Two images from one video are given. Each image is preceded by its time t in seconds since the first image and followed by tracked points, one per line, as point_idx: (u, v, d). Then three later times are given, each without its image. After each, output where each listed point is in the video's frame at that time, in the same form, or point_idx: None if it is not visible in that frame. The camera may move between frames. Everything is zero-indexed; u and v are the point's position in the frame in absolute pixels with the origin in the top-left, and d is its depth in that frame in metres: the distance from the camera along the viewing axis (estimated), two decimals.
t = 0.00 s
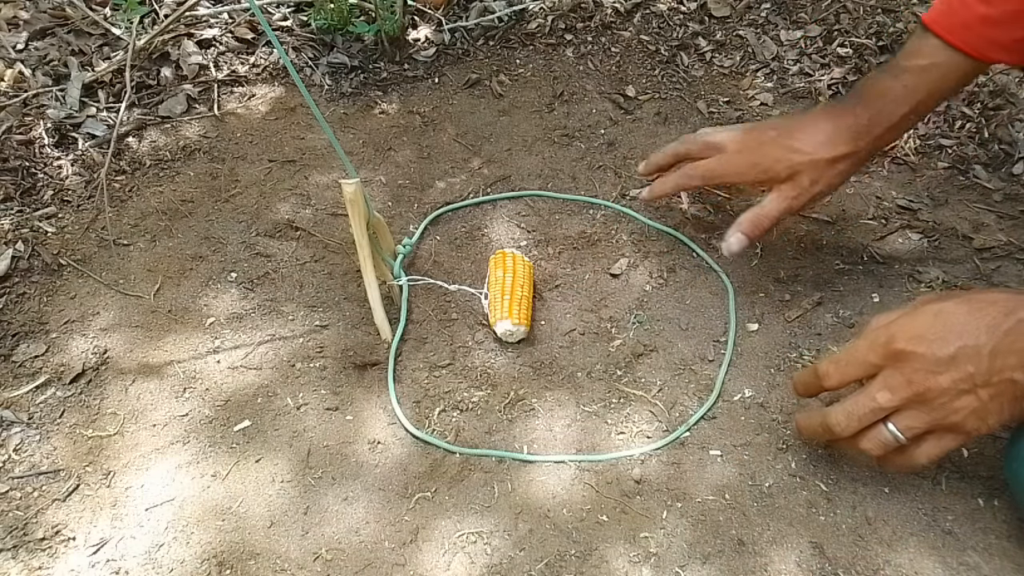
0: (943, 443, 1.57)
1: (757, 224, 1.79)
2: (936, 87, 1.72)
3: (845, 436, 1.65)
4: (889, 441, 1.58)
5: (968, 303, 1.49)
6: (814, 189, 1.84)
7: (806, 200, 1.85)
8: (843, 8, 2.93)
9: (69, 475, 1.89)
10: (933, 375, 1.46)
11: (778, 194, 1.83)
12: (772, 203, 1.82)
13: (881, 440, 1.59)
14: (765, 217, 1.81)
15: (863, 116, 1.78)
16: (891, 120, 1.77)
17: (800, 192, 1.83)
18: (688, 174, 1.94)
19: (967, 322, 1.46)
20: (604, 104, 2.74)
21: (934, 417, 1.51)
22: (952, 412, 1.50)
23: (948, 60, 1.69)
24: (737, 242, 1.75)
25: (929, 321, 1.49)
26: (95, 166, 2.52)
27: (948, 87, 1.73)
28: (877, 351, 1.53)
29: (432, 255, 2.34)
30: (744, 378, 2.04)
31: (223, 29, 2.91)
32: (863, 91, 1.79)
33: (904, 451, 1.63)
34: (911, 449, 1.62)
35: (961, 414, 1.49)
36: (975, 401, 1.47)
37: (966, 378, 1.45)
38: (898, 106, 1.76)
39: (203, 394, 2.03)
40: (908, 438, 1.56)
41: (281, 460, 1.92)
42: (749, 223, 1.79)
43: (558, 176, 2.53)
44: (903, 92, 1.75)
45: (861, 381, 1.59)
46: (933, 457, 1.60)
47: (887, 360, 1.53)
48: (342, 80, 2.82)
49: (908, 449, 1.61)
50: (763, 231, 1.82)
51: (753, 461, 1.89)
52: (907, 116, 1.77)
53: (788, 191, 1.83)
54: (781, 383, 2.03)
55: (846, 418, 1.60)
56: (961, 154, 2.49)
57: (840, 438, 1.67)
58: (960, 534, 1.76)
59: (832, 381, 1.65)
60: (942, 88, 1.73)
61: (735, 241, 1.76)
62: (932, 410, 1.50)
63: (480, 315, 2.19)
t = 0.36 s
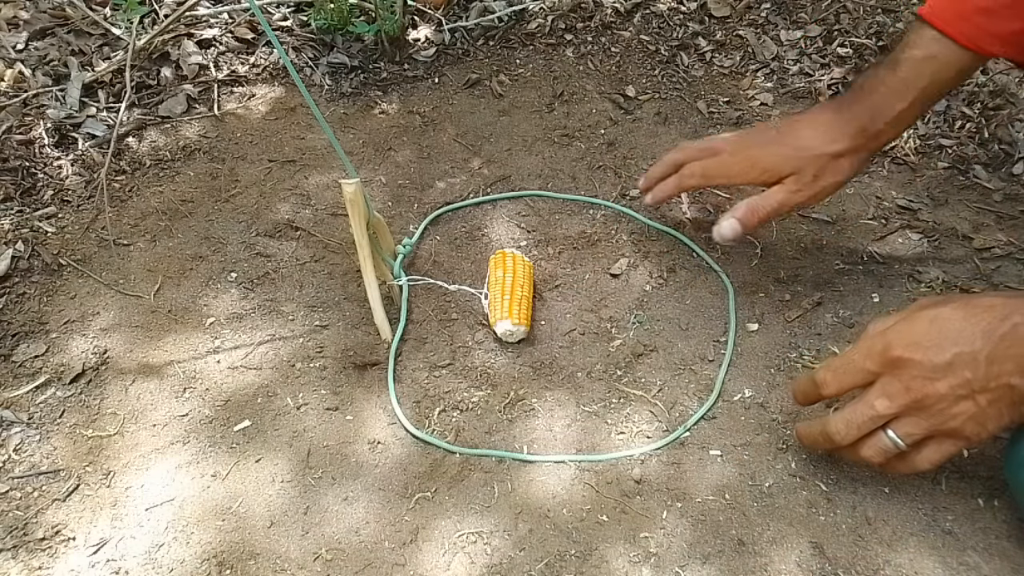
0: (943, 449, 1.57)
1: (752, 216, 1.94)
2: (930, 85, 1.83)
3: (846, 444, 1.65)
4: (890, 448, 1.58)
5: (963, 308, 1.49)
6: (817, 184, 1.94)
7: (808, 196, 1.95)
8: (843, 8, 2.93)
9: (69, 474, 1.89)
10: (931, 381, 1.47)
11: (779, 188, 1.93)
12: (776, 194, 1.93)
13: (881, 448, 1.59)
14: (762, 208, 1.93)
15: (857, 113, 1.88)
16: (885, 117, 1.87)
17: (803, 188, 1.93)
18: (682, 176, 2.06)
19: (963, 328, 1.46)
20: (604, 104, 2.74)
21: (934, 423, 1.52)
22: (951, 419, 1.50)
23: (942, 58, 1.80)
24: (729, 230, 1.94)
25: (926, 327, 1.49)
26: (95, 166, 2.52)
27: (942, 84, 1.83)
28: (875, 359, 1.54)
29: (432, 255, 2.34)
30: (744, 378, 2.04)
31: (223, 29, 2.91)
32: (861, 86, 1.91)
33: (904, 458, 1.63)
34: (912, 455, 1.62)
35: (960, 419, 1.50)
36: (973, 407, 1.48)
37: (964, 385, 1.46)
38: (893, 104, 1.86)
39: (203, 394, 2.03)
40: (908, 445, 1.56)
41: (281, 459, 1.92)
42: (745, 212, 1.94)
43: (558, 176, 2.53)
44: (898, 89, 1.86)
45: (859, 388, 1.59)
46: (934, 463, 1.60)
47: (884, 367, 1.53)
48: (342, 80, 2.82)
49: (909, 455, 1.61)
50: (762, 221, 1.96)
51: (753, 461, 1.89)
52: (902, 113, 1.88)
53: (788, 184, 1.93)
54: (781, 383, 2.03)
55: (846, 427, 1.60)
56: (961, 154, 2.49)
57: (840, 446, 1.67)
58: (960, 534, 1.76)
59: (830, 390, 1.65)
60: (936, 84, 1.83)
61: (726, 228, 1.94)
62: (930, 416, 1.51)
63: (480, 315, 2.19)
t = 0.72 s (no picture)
0: (944, 448, 1.56)
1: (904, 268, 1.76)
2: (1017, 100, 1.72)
3: (847, 442, 1.65)
4: (890, 446, 1.58)
5: (963, 308, 1.50)
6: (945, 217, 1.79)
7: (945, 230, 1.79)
8: (843, 8, 2.93)
9: (69, 475, 1.89)
10: (931, 379, 1.47)
11: (913, 236, 1.76)
12: (913, 242, 1.75)
13: (881, 446, 1.59)
14: (907, 259, 1.76)
15: (955, 144, 1.76)
16: (984, 138, 1.76)
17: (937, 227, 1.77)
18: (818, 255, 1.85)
19: (963, 327, 1.47)
20: (604, 104, 2.74)
21: (934, 422, 1.51)
22: (951, 418, 1.50)
23: None
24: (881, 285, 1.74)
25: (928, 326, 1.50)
26: (95, 166, 2.52)
27: None
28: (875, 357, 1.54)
29: (432, 255, 2.34)
30: (744, 378, 2.04)
31: (223, 29, 2.91)
32: (943, 117, 1.79)
33: (904, 456, 1.63)
34: (912, 454, 1.62)
35: (961, 418, 1.49)
36: (973, 405, 1.47)
37: (964, 383, 1.46)
38: (985, 127, 1.75)
39: (203, 394, 2.03)
40: (909, 443, 1.56)
41: (281, 460, 1.92)
42: (889, 265, 1.75)
43: (558, 176, 2.53)
44: (986, 114, 1.74)
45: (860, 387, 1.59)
46: (935, 461, 1.60)
47: (884, 365, 1.53)
48: (342, 80, 2.82)
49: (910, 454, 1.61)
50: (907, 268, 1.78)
51: (753, 461, 1.90)
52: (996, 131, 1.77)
53: (925, 227, 1.76)
54: (781, 383, 2.03)
55: (846, 425, 1.60)
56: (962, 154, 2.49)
57: (841, 444, 1.67)
58: (960, 534, 1.76)
59: (830, 388, 1.64)
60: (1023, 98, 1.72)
61: (877, 284, 1.74)
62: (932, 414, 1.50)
63: (479, 315, 2.19)
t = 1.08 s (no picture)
0: (946, 447, 1.56)
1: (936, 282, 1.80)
2: None
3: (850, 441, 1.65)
4: (892, 445, 1.58)
5: (965, 308, 1.51)
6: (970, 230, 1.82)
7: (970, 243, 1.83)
8: (843, 8, 2.93)
9: (69, 475, 1.89)
10: (933, 378, 1.47)
11: (938, 252, 1.80)
12: (937, 258, 1.80)
13: (883, 445, 1.59)
14: (933, 277, 1.80)
15: (977, 159, 1.79)
16: (1006, 150, 1.78)
17: (961, 242, 1.81)
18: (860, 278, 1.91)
19: (964, 326, 1.48)
20: (604, 104, 2.74)
21: (936, 421, 1.51)
22: (953, 417, 1.49)
23: None
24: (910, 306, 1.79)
25: (930, 326, 1.50)
26: (95, 166, 2.52)
27: None
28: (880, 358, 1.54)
29: (432, 255, 2.34)
30: (744, 378, 2.04)
31: (223, 29, 2.91)
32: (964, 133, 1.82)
33: (907, 455, 1.63)
34: (915, 453, 1.61)
35: (964, 418, 1.49)
36: (976, 404, 1.47)
37: (967, 382, 1.46)
38: (1006, 140, 1.78)
39: (203, 394, 2.03)
40: (911, 442, 1.56)
41: (281, 460, 1.92)
42: (916, 284, 1.80)
43: (558, 176, 2.53)
44: (1006, 128, 1.77)
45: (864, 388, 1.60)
46: (937, 461, 1.60)
47: (886, 364, 1.54)
48: (341, 80, 2.82)
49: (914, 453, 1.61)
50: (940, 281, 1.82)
51: (753, 461, 1.89)
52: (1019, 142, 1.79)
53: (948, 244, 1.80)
54: (781, 383, 2.03)
55: (848, 423, 1.61)
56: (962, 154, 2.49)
57: (843, 443, 1.68)
58: (960, 534, 1.76)
59: (832, 387, 1.65)
60: None
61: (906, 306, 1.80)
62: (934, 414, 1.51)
63: (479, 315, 2.19)
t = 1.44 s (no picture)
0: (947, 445, 1.56)
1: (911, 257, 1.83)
2: None
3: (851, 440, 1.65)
4: (893, 444, 1.58)
5: (964, 307, 1.51)
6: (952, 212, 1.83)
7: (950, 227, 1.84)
8: (843, 8, 2.93)
9: (69, 475, 1.89)
10: (932, 377, 1.47)
11: (919, 231, 1.81)
12: (919, 236, 1.81)
13: (884, 444, 1.59)
14: (910, 254, 1.82)
15: (964, 143, 1.81)
16: (994, 137, 1.80)
17: (941, 223, 1.82)
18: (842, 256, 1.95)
19: (963, 325, 1.48)
20: (604, 104, 2.74)
21: (936, 419, 1.51)
22: (953, 416, 1.49)
23: None
24: (882, 281, 1.81)
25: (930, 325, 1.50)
26: (95, 166, 2.52)
27: None
28: (878, 355, 1.54)
29: (432, 254, 2.34)
30: (744, 378, 2.04)
31: (223, 29, 2.91)
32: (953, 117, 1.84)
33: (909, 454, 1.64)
34: (917, 451, 1.61)
35: (963, 416, 1.49)
36: (975, 403, 1.47)
37: (966, 380, 1.45)
38: (994, 127, 1.80)
39: (203, 394, 2.03)
40: (911, 442, 1.56)
41: (281, 460, 1.92)
42: (893, 260, 1.82)
43: (558, 176, 2.53)
44: (996, 114, 1.79)
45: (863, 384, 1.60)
46: (939, 460, 1.60)
47: (887, 363, 1.53)
48: (341, 80, 2.82)
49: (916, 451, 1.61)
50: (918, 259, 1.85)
51: (753, 461, 1.90)
52: (1007, 130, 1.81)
53: (928, 225, 1.81)
54: (781, 383, 2.03)
55: (849, 423, 1.61)
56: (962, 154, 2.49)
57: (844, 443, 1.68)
58: (960, 534, 1.76)
59: (833, 387, 1.65)
60: None
61: (881, 280, 1.82)
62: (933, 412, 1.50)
63: (479, 315, 2.19)
